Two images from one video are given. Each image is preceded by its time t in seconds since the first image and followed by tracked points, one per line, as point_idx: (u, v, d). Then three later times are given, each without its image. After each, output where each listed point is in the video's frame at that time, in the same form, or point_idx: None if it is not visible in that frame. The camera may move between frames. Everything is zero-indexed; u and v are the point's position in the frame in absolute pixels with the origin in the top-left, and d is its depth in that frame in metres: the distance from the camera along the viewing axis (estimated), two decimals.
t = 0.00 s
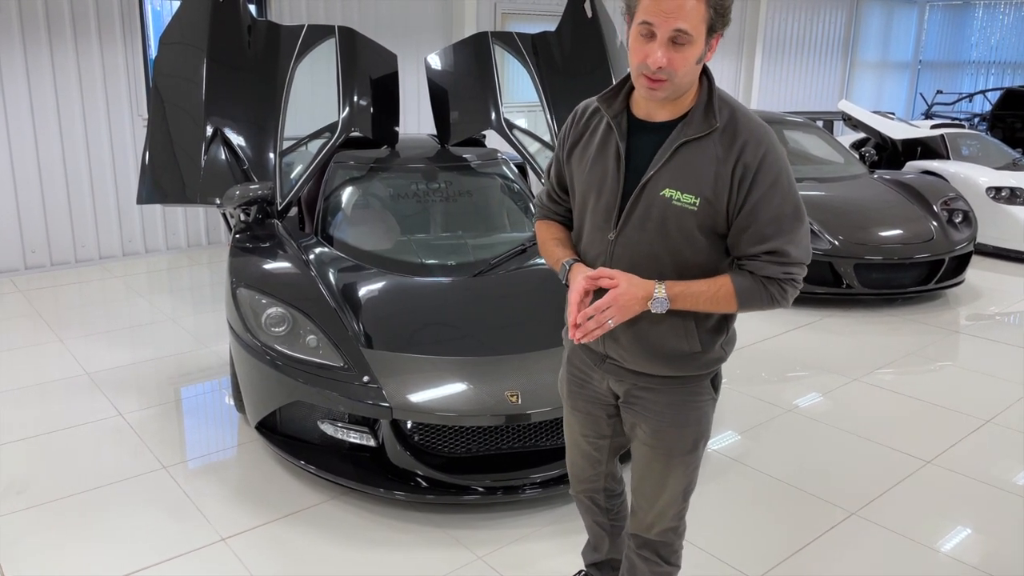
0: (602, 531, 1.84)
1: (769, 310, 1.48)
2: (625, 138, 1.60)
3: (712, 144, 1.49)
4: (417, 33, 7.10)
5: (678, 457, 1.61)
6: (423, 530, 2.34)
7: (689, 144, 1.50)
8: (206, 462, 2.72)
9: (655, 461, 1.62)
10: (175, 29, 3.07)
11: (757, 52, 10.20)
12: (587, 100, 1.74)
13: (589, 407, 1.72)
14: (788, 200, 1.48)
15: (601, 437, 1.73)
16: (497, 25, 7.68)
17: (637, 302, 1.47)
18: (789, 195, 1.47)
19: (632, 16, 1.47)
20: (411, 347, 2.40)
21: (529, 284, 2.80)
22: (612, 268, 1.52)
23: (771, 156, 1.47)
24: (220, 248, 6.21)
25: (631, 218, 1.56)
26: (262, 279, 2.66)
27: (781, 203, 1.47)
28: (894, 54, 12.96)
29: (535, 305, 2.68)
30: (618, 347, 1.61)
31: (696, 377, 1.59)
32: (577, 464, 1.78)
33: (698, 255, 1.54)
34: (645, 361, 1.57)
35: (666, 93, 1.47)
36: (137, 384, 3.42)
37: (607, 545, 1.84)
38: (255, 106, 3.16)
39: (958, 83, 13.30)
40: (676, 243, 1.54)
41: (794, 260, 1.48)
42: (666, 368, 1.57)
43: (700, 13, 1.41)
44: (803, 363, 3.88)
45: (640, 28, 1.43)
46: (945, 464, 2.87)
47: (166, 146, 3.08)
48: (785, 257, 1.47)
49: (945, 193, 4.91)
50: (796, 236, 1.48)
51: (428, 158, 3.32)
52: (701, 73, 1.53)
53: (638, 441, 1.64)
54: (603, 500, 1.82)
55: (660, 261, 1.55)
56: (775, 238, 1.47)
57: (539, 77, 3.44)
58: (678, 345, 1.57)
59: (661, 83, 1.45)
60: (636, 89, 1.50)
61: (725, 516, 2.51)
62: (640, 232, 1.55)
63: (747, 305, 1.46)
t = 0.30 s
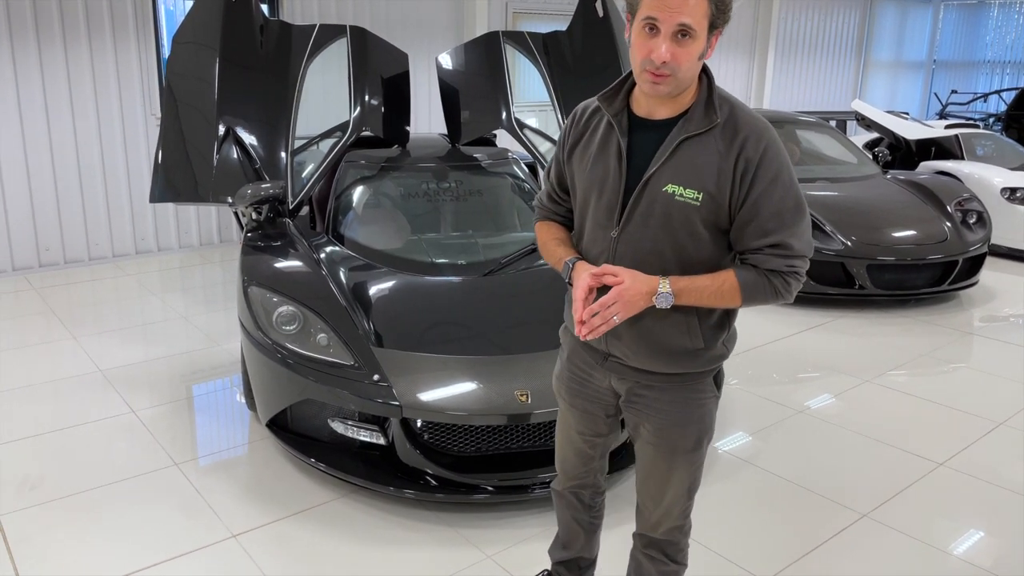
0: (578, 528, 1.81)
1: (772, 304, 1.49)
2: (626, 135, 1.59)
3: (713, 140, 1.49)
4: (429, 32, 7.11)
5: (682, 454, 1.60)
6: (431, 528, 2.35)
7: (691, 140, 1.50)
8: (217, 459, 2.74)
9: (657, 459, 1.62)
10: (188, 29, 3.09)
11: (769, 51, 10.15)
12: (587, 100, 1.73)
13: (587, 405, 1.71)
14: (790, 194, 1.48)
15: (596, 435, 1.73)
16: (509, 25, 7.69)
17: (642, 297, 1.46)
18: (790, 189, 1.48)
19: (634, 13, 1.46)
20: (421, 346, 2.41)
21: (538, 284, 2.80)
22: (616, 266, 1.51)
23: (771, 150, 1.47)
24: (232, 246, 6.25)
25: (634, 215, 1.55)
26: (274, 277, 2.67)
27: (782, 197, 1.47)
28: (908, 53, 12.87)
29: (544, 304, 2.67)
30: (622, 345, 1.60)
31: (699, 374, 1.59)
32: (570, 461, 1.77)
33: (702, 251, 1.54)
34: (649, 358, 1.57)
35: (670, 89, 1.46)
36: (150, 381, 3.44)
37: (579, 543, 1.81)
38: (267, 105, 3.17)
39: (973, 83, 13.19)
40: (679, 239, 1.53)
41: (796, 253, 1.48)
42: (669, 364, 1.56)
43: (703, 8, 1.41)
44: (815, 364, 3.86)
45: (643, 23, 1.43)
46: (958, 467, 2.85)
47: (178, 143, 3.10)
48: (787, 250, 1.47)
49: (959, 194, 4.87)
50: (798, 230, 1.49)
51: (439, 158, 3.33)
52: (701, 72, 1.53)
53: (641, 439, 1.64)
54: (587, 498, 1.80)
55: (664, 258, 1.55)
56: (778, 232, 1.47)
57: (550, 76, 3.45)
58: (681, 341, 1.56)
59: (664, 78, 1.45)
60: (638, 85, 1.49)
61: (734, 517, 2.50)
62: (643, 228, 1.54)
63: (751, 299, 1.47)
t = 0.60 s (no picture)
0: (570, 530, 1.82)
1: (761, 290, 1.51)
2: (614, 130, 1.59)
3: (700, 132, 1.51)
4: (443, 32, 7.12)
5: (678, 446, 1.59)
6: (443, 528, 2.35)
7: (680, 133, 1.51)
8: (231, 457, 2.76)
9: (652, 452, 1.61)
10: (206, 30, 3.13)
11: (785, 52, 10.09)
12: (569, 103, 1.73)
13: (578, 404, 1.70)
14: (774, 184, 1.52)
15: (587, 435, 1.72)
16: (524, 25, 7.69)
17: (638, 287, 1.47)
18: (774, 179, 1.51)
19: (627, 5, 1.49)
20: (435, 346, 2.41)
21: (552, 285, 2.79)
22: (610, 258, 1.53)
23: (756, 142, 1.51)
24: (248, 246, 6.30)
25: (625, 209, 1.55)
26: (288, 276, 2.69)
27: (767, 187, 1.50)
28: (927, 54, 12.75)
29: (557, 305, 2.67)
30: (615, 340, 1.59)
31: (690, 365, 1.59)
32: (561, 462, 1.77)
33: (693, 243, 1.55)
34: (642, 350, 1.57)
35: (660, 80, 1.48)
36: (167, 379, 3.47)
37: (569, 546, 1.82)
38: (283, 106, 3.19)
39: (993, 84, 13.05)
40: (672, 230, 1.53)
41: (782, 240, 1.52)
42: (661, 356, 1.56)
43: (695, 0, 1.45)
44: (829, 367, 3.84)
45: (639, 11, 1.45)
46: (975, 472, 2.82)
47: (195, 143, 3.17)
48: (773, 237, 1.51)
49: (978, 196, 4.82)
50: (782, 217, 1.53)
51: (453, 158, 3.34)
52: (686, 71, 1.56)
53: (635, 436, 1.63)
54: (578, 499, 1.80)
55: (656, 248, 1.54)
56: (765, 220, 1.50)
57: (564, 78, 3.47)
58: (672, 331, 1.56)
59: (656, 67, 1.46)
60: (629, 76, 1.50)
61: (747, 520, 2.49)
62: (634, 222, 1.54)
63: (742, 286, 1.49)
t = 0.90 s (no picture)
0: (576, 524, 1.83)
1: (734, 271, 1.59)
2: (586, 131, 1.61)
3: (669, 128, 1.56)
4: (459, 32, 7.13)
5: (669, 431, 1.61)
6: (457, 527, 2.36)
7: (651, 130, 1.56)
8: (247, 454, 2.78)
9: (644, 439, 1.62)
10: (222, 30, 3.14)
11: (803, 53, 10.02)
12: (536, 108, 1.72)
13: (569, 398, 1.70)
14: (738, 171, 1.59)
15: (581, 425, 1.72)
16: (539, 26, 7.69)
17: (626, 278, 1.52)
18: (738, 167, 1.59)
19: (589, 13, 1.55)
20: (450, 346, 2.41)
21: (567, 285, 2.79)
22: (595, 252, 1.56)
23: (720, 134, 1.57)
24: (264, 245, 6.35)
25: (607, 205, 1.57)
26: (304, 275, 2.71)
27: (733, 175, 1.57)
28: (947, 55, 12.62)
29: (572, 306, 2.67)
30: (604, 331, 1.59)
31: (673, 348, 1.61)
32: (560, 457, 1.77)
33: (671, 233, 1.60)
34: (628, 339, 1.58)
35: (627, 81, 1.52)
36: (184, 377, 3.50)
37: (579, 544, 1.84)
38: (300, 106, 3.23)
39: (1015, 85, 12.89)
40: (652, 222, 1.58)
41: (748, 222, 1.60)
42: (647, 343, 1.58)
43: (653, 5, 1.52)
44: (846, 370, 3.81)
45: (601, 19, 1.51)
46: (993, 476, 2.79)
47: (212, 143, 3.16)
48: (740, 220, 1.59)
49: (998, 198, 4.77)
50: (747, 201, 1.61)
51: (468, 158, 3.34)
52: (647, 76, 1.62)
53: (627, 425, 1.63)
54: (582, 490, 1.81)
55: (638, 240, 1.58)
56: (734, 206, 1.58)
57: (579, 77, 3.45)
58: (657, 316, 1.58)
59: (622, 69, 1.51)
60: (596, 80, 1.55)
61: (762, 523, 2.48)
62: (616, 217, 1.57)
63: (717, 269, 1.56)
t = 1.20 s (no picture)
0: (587, 522, 1.83)
1: (733, 256, 1.61)
2: (580, 131, 1.62)
3: (661, 122, 1.56)
4: (475, 34, 7.15)
5: (674, 419, 1.62)
6: (470, 527, 2.36)
7: (644, 125, 1.56)
8: (263, 452, 2.80)
9: (653, 430, 1.62)
10: (240, 33, 3.18)
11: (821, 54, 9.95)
12: (528, 113, 1.73)
13: (577, 393, 1.70)
14: (732, 159, 1.60)
15: (590, 419, 1.72)
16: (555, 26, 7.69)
17: (632, 270, 1.52)
18: (731, 156, 1.60)
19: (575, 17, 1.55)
20: (463, 346, 2.41)
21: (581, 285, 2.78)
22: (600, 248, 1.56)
23: (712, 124, 1.58)
24: (280, 245, 6.39)
25: (607, 201, 1.58)
26: (320, 275, 2.73)
27: (728, 163, 1.58)
28: (968, 55, 12.48)
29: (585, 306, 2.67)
30: (612, 325, 1.60)
31: (678, 336, 1.62)
32: (570, 454, 1.76)
33: (672, 224, 1.61)
34: (635, 331, 1.59)
35: (615, 83, 1.53)
36: (201, 375, 3.53)
37: (591, 543, 1.84)
38: (316, 107, 3.25)
39: None
40: (652, 215, 1.58)
41: (744, 207, 1.61)
42: (655, 333, 1.59)
43: (636, 6, 1.52)
44: (862, 373, 3.78)
45: (586, 23, 1.52)
46: (1012, 481, 2.75)
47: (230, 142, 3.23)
48: (737, 206, 1.60)
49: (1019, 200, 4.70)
50: (743, 188, 1.62)
51: (483, 159, 3.33)
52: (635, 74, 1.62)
53: (632, 417, 1.63)
54: (591, 486, 1.81)
55: (639, 233, 1.59)
56: (730, 193, 1.59)
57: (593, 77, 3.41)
58: (662, 306, 1.59)
59: (609, 71, 1.52)
60: (584, 83, 1.56)
61: (776, 526, 2.46)
62: (616, 212, 1.58)
63: (717, 255, 1.57)
